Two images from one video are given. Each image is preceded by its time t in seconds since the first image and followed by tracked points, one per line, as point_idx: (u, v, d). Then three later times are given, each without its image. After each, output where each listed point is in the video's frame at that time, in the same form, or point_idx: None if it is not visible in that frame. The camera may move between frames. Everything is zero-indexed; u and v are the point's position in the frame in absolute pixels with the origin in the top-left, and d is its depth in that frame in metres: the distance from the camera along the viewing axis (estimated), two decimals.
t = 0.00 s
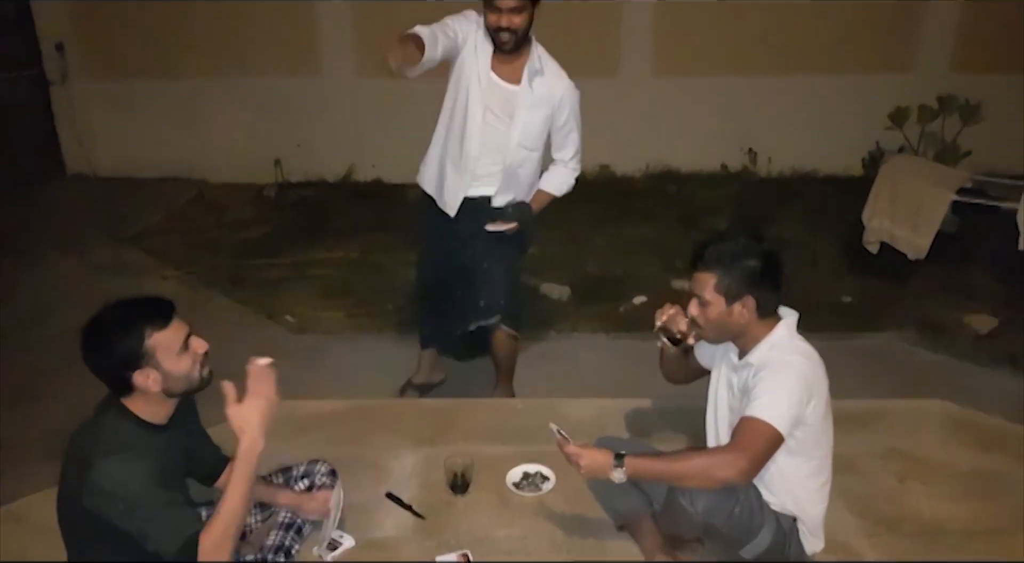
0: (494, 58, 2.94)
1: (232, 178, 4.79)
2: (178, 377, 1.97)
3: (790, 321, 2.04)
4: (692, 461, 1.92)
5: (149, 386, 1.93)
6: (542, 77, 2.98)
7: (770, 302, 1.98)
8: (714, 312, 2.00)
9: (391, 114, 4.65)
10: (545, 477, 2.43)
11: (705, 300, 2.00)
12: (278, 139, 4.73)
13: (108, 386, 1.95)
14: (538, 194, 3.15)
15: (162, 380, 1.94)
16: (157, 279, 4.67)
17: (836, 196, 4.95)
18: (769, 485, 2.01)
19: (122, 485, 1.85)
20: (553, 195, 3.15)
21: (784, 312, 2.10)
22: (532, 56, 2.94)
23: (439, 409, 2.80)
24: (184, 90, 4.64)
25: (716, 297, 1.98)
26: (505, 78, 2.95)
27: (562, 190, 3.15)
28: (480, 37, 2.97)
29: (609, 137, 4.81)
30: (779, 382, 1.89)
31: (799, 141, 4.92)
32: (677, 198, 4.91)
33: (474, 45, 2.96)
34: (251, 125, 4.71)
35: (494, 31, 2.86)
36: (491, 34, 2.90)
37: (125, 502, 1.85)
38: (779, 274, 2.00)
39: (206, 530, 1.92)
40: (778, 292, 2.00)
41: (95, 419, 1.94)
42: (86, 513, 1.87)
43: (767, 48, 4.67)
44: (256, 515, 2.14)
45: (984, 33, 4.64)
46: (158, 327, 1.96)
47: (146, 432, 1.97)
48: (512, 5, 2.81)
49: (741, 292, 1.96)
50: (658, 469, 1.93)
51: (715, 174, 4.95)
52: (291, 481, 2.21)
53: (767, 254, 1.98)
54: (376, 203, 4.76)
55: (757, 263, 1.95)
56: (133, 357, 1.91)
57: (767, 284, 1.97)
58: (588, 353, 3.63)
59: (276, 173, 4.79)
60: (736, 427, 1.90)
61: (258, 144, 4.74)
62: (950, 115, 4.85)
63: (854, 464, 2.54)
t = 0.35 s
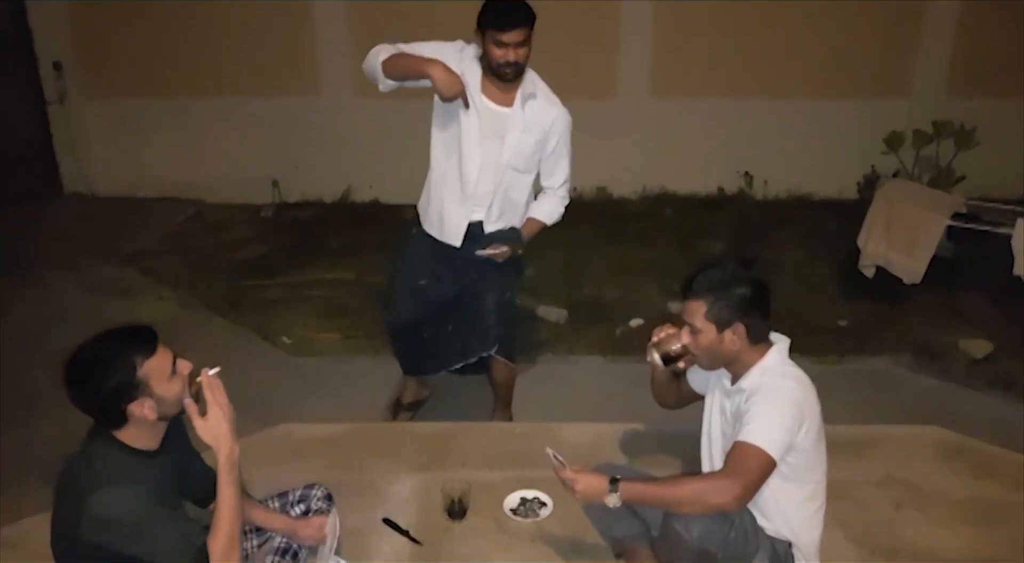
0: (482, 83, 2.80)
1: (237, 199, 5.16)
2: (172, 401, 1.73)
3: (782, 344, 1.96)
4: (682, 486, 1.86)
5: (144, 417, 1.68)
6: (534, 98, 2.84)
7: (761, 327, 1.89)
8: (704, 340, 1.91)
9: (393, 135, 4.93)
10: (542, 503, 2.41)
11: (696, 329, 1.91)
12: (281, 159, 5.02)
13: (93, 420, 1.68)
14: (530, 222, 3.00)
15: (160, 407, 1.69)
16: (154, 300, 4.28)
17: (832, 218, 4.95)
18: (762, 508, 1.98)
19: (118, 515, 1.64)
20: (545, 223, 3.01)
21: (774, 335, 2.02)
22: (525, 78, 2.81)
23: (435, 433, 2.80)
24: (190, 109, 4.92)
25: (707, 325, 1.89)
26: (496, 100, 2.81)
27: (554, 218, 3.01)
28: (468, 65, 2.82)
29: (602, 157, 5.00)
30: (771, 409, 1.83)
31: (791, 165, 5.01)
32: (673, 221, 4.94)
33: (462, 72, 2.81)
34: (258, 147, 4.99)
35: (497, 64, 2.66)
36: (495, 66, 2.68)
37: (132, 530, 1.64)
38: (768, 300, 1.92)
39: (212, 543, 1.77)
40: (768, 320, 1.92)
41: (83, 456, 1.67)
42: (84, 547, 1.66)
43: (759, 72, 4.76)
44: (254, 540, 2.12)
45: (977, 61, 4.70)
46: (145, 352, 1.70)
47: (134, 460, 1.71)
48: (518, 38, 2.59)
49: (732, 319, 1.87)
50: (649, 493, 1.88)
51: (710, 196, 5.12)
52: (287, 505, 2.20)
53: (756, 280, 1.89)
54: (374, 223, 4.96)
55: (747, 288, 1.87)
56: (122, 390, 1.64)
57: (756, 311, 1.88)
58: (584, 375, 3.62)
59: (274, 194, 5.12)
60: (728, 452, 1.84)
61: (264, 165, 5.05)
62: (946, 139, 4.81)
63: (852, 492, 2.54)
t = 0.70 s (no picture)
0: (451, 93, 2.80)
1: (231, 206, 5.13)
2: (160, 418, 1.84)
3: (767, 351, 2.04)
4: (676, 494, 1.90)
5: (133, 435, 1.77)
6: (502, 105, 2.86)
7: (743, 336, 1.97)
8: (688, 351, 2.00)
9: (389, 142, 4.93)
10: (539, 511, 2.44)
11: (681, 340, 1.99)
12: (275, 166, 5.01)
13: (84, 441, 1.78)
14: (504, 228, 2.99)
15: (147, 425, 1.79)
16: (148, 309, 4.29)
17: (826, 224, 4.97)
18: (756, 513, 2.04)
19: (115, 533, 1.71)
20: (518, 227, 2.99)
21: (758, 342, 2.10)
22: (493, 84, 2.83)
23: (432, 441, 2.81)
24: (184, 118, 4.94)
25: (690, 336, 1.98)
26: (466, 110, 2.82)
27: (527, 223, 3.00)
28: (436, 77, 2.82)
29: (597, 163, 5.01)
30: (759, 413, 1.89)
31: (785, 171, 5.03)
32: (669, 227, 4.96)
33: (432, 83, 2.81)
34: (253, 155, 4.99)
35: (468, 73, 2.69)
36: (465, 75, 2.71)
37: (123, 548, 1.71)
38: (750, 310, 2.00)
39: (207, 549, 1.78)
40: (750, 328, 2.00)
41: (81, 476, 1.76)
42: None
43: (752, 79, 4.79)
44: (252, 550, 2.17)
45: (970, 67, 4.73)
46: (127, 373, 1.79)
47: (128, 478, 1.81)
48: (484, 47, 2.64)
49: (713, 330, 1.96)
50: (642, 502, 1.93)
51: (707, 203, 5.13)
52: (285, 515, 2.22)
53: (737, 291, 1.98)
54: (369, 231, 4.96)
55: (726, 299, 1.96)
56: (109, 410, 1.74)
57: (738, 321, 1.96)
58: (580, 383, 3.63)
59: (268, 202, 5.11)
60: (719, 458, 1.90)
61: (259, 173, 5.04)
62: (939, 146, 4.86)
63: (847, 498, 2.57)
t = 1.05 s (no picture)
0: (393, 99, 2.62)
1: (228, 199, 5.13)
2: (158, 424, 1.74)
3: (736, 349, 1.97)
4: (667, 498, 1.87)
5: (133, 444, 1.69)
6: (446, 100, 2.71)
7: (710, 338, 1.92)
8: (658, 357, 1.93)
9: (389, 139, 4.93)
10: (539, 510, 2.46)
11: (649, 349, 1.93)
12: (273, 161, 5.00)
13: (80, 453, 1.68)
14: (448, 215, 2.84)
15: (146, 433, 1.71)
16: (146, 304, 4.29)
17: (825, 220, 4.98)
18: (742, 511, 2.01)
19: (117, 539, 1.66)
20: (463, 211, 2.85)
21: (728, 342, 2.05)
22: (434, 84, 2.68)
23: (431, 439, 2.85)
24: (182, 112, 4.93)
25: (659, 344, 1.92)
26: (411, 114, 2.65)
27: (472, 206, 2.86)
28: (374, 84, 2.61)
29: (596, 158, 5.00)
30: (735, 415, 1.84)
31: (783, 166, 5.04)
32: (667, 223, 4.96)
33: (371, 91, 2.61)
34: (251, 149, 4.98)
35: (419, 79, 2.55)
36: (414, 83, 2.57)
37: (127, 553, 1.66)
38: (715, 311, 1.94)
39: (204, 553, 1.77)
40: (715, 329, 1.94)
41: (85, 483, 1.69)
42: None
43: (751, 74, 4.79)
44: (253, 548, 2.14)
45: (971, 63, 4.73)
46: (124, 380, 1.69)
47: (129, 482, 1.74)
48: (429, 53, 2.51)
49: (678, 336, 1.90)
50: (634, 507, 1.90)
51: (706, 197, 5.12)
52: (286, 514, 2.22)
53: (700, 294, 1.92)
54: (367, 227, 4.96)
55: (690, 303, 1.90)
56: (106, 421, 1.64)
57: (705, 323, 1.91)
58: (578, 381, 3.62)
59: (266, 196, 5.09)
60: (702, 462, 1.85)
61: (257, 167, 5.03)
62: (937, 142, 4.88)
63: (844, 499, 2.61)
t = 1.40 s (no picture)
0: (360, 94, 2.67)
1: (224, 188, 5.08)
2: (159, 425, 1.86)
3: (686, 347, 2.05)
4: (653, 499, 1.94)
5: (137, 446, 1.80)
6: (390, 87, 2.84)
7: (660, 346, 2.00)
8: (614, 377, 2.04)
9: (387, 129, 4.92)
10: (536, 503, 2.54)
11: (604, 369, 2.03)
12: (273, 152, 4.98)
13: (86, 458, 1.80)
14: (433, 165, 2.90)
15: (149, 435, 1.81)
16: (146, 296, 4.30)
17: (823, 210, 4.98)
18: (727, 502, 2.07)
19: (116, 543, 1.72)
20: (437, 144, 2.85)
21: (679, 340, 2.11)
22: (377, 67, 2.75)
23: (430, 434, 2.91)
24: (180, 102, 4.91)
25: (610, 362, 2.02)
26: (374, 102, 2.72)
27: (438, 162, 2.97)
28: (338, 85, 2.61)
29: (595, 148, 4.99)
30: (702, 411, 1.90)
31: (782, 157, 5.03)
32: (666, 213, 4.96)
33: (339, 90, 2.61)
34: (249, 140, 4.94)
35: (390, 61, 2.64)
36: (387, 70, 2.65)
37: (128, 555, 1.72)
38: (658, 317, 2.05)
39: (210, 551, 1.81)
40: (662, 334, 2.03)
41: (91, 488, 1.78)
42: None
43: (750, 66, 4.78)
44: (255, 542, 2.18)
45: (970, 54, 4.72)
46: (124, 385, 1.80)
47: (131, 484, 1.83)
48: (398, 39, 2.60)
49: (626, 352, 1.99)
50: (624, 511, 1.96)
51: (702, 187, 5.12)
52: (287, 509, 2.25)
53: (638, 308, 2.03)
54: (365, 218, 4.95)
55: (631, 317, 2.01)
56: (110, 423, 1.76)
57: (650, 331, 2.01)
58: (577, 372, 3.53)
59: (264, 186, 5.05)
60: (680, 461, 1.91)
61: (254, 157, 4.98)
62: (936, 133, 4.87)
63: (839, 493, 2.65)
